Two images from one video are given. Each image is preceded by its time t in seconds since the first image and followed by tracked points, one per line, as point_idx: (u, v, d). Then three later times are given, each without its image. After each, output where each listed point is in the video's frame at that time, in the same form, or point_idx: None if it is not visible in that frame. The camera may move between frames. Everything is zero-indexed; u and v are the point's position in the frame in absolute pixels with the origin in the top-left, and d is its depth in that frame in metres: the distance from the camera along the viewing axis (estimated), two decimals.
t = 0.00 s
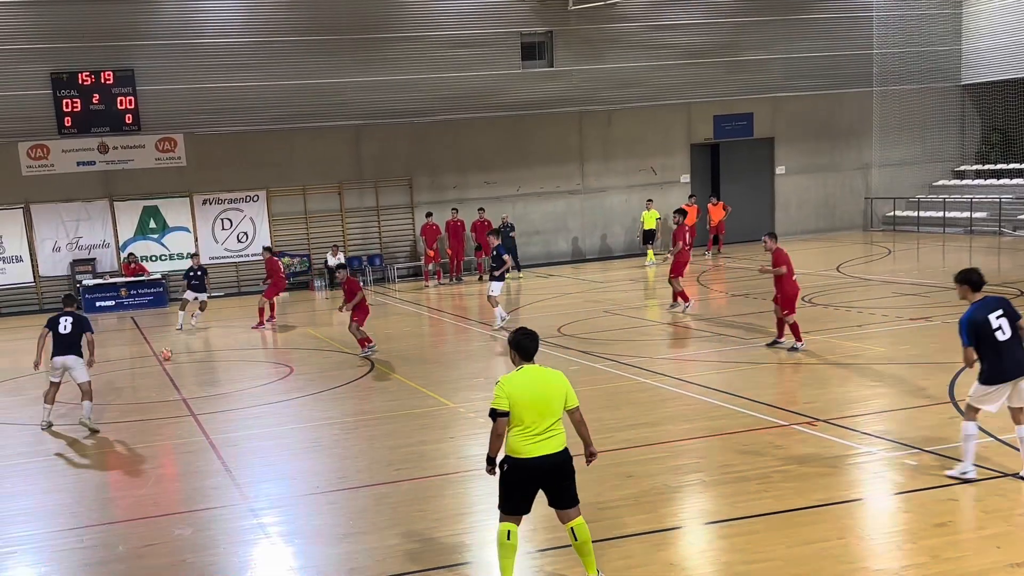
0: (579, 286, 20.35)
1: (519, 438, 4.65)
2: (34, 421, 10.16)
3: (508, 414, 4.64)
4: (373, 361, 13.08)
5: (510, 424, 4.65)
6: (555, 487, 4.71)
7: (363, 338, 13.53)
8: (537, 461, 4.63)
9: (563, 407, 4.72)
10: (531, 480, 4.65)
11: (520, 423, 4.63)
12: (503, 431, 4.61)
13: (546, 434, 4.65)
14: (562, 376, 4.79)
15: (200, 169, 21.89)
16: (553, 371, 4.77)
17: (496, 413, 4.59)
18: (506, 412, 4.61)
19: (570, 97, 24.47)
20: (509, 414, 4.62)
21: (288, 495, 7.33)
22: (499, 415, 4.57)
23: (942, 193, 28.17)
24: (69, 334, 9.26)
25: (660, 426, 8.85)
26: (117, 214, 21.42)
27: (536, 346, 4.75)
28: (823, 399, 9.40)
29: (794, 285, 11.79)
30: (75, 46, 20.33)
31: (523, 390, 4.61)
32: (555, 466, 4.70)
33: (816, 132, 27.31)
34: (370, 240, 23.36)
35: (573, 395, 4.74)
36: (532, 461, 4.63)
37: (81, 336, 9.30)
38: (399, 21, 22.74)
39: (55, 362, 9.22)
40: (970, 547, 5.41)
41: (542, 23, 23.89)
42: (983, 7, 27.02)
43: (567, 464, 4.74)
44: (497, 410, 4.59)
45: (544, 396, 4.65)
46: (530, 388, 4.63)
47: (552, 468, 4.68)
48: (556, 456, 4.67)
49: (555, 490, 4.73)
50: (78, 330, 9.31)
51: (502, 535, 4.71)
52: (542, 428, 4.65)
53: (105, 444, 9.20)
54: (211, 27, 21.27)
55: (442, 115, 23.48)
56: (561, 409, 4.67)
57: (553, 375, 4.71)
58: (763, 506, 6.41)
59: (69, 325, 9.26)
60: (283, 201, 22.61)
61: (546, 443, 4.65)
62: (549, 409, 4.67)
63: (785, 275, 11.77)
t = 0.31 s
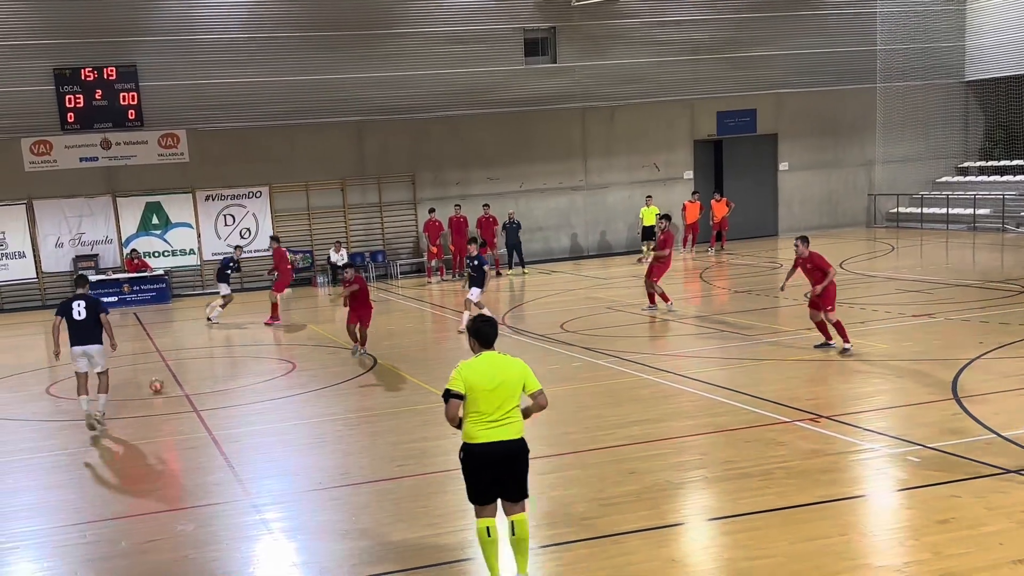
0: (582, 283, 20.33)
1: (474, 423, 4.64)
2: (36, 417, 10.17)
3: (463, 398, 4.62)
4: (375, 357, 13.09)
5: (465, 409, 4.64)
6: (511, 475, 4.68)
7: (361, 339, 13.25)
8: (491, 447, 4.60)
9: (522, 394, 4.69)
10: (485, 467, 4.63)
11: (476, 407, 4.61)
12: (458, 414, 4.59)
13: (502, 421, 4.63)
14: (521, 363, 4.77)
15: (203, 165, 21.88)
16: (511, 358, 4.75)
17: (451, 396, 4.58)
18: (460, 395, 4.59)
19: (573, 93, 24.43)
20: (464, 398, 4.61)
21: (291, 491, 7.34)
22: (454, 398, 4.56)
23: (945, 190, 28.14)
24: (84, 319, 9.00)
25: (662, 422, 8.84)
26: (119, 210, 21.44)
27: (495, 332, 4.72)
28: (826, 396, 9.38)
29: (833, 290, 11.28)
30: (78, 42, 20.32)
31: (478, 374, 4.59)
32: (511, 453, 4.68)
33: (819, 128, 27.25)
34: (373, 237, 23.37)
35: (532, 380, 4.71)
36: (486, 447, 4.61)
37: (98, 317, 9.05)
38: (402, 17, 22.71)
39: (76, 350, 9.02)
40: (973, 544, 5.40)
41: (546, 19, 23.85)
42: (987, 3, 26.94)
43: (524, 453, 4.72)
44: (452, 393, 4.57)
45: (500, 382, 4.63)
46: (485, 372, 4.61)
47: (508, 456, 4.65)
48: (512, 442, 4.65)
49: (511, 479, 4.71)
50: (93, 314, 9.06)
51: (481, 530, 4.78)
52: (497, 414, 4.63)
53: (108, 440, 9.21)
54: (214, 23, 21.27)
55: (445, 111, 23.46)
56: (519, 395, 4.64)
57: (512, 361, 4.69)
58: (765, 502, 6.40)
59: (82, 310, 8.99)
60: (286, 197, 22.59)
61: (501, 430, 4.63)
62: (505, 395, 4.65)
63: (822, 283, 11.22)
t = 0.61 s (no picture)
0: (582, 280, 20.34)
1: (438, 449, 4.55)
2: (38, 413, 10.20)
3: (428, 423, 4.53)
4: (375, 355, 13.08)
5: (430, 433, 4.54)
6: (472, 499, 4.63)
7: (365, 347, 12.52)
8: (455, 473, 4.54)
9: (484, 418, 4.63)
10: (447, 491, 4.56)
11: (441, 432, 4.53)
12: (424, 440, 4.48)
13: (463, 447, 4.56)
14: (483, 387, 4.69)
15: (203, 161, 21.86)
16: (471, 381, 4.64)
17: (418, 422, 4.47)
18: (426, 420, 4.50)
19: (574, 90, 24.41)
20: (430, 422, 4.51)
21: (292, 488, 7.35)
22: (421, 424, 4.45)
23: (945, 188, 28.13)
24: (96, 330, 8.77)
25: (662, 420, 8.85)
26: (120, 207, 21.43)
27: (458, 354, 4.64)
28: (825, 393, 9.39)
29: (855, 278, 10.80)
30: (78, 39, 20.31)
31: (443, 399, 4.51)
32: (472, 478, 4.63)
33: (820, 125, 27.22)
34: (373, 233, 23.37)
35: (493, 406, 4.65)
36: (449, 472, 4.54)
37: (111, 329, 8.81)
38: (402, 14, 22.70)
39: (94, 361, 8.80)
40: (974, 541, 5.41)
41: (546, 16, 23.82)
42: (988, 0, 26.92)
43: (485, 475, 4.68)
44: (418, 419, 4.47)
45: (464, 406, 4.55)
46: (450, 397, 4.52)
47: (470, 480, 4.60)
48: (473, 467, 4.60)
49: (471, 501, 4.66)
50: (104, 325, 8.81)
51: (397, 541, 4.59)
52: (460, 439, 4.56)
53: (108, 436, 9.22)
54: (214, 20, 21.25)
55: (446, 108, 23.44)
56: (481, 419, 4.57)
57: (475, 386, 4.61)
58: (765, 500, 6.41)
59: (93, 321, 8.73)
60: (287, 194, 22.57)
61: (465, 455, 4.57)
62: (469, 420, 4.57)
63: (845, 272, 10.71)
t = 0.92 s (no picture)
0: (581, 277, 20.34)
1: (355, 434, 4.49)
2: (37, 411, 10.19)
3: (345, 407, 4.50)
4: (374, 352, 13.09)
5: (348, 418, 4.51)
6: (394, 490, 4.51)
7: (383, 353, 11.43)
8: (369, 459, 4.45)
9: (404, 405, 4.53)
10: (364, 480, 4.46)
11: (361, 416, 4.47)
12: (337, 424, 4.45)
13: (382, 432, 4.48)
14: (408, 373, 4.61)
15: (201, 159, 21.85)
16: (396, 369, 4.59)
17: (331, 404, 4.45)
18: (341, 403, 4.46)
19: (572, 87, 24.41)
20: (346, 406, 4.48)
21: (290, 485, 7.35)
22: (333, 406, 4.42)
23: (944, 185, 28.15)
24: (108, 338, 8.53)
25: (660, 417, 8.86)
26: (118, 205, 21.40)
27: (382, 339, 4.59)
28: (823, 391, 9.40)
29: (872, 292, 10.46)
30: (76, 36, 20.30)
31: (358, 383, 4.47)
32: (394, 467, 4.53)
33: (818, 123, 27.22)
34: (372, 230, 23.35)
35: (416, 393, 4.55)
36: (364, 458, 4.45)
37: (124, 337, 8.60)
38: (401, 11, 22.69)
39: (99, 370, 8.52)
40: (971, 539, 5.42)
41: (545, 14, 23.82)
42: None
43: (410, 465, 4.57)
44: (331, 401, 4.45)
45: (384, 390, 4.48)
46: (367, 380, 4.47)
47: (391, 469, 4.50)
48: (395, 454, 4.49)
49: (397, 491, 4.55)
50: (117, 332, 8.59)
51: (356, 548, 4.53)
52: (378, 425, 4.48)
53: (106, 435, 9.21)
54: (212, 18, 21.26)
55: (444, 106, 23.43)
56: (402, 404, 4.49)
57: (397, 371, 4.53)
58: (762, 498, 6.42)
59: (105, 329, 8.49)
60: (285, 191, 22.54)
61: (383, 442, 4.47)
62: (388, 405, 4.50)
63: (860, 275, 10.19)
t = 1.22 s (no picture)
0: (579, 275, 20.34)
1: (309, 460, 4.36)
2: (34, 408, 10.18)
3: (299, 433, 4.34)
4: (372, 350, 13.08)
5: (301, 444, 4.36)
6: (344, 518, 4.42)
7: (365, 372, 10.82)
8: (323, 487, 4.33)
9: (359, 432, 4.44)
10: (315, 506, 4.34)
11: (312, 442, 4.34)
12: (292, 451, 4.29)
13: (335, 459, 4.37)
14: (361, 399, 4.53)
15: (199, 156, 21.83)
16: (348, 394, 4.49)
17: (287, 431, 4.28)
18: (296, 429, 4.30)
19: (570, 85, 24.39)
20: (300, 432, 4.33)
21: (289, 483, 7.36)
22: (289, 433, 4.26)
23: (941, 183, 28.17)
24: (95, 328, 8.70)
25: (659, 415, 8.86)
26: (116, 202, 21.36)
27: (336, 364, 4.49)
28: (820, 389, 9.41)
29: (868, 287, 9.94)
30: (73, 32, 20.24)
31: (315, 408, 4.34)
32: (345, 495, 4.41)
33: (816, 121, 27.23)
34: (370, 228, 23.32)
35: (370, 420, 4.47)
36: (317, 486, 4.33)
37: (107, 328, 8.70)
38: (399, 8, 22.63)
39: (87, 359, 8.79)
40: (969, 537, 5.43)
41: (543, 11, 23.79)
42: None
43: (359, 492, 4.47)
44: (287, 427, 4.28)
45: (340, 417, 4.38)
46: (324, 406, 4.35)
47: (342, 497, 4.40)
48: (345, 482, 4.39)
49: (344, 520, 4.46)
50: (103, 323, 8.72)
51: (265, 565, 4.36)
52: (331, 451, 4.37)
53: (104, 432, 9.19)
54: (210, 15, 21.23)
55: (442, 103, 23.39)
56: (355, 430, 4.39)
57: (352, 397, 4.45)
58: (760, 496, 6.43)
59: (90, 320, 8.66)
60: (283, 188, 22.52)
61: (336, 470, 4.37)
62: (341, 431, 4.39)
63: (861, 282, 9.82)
